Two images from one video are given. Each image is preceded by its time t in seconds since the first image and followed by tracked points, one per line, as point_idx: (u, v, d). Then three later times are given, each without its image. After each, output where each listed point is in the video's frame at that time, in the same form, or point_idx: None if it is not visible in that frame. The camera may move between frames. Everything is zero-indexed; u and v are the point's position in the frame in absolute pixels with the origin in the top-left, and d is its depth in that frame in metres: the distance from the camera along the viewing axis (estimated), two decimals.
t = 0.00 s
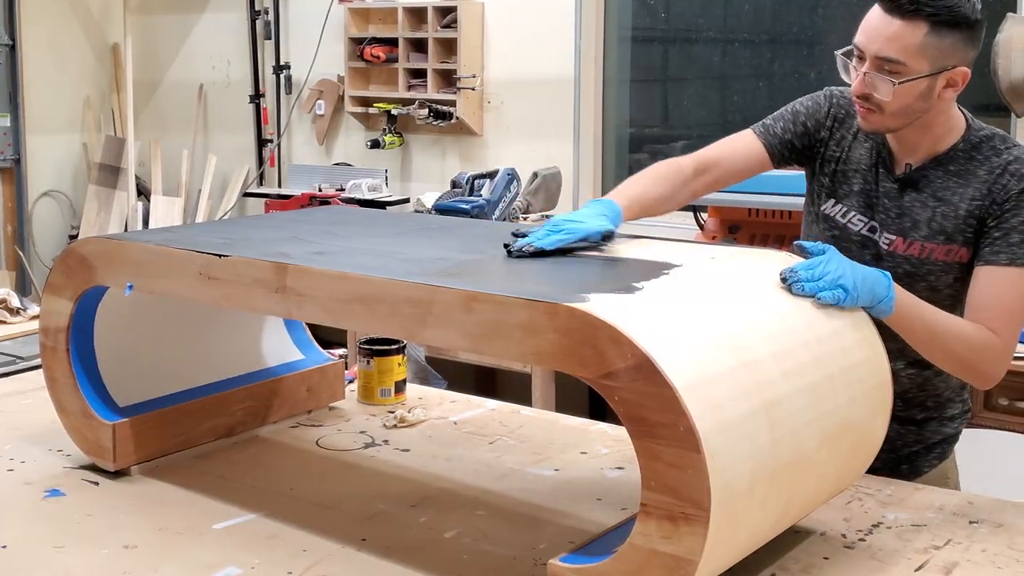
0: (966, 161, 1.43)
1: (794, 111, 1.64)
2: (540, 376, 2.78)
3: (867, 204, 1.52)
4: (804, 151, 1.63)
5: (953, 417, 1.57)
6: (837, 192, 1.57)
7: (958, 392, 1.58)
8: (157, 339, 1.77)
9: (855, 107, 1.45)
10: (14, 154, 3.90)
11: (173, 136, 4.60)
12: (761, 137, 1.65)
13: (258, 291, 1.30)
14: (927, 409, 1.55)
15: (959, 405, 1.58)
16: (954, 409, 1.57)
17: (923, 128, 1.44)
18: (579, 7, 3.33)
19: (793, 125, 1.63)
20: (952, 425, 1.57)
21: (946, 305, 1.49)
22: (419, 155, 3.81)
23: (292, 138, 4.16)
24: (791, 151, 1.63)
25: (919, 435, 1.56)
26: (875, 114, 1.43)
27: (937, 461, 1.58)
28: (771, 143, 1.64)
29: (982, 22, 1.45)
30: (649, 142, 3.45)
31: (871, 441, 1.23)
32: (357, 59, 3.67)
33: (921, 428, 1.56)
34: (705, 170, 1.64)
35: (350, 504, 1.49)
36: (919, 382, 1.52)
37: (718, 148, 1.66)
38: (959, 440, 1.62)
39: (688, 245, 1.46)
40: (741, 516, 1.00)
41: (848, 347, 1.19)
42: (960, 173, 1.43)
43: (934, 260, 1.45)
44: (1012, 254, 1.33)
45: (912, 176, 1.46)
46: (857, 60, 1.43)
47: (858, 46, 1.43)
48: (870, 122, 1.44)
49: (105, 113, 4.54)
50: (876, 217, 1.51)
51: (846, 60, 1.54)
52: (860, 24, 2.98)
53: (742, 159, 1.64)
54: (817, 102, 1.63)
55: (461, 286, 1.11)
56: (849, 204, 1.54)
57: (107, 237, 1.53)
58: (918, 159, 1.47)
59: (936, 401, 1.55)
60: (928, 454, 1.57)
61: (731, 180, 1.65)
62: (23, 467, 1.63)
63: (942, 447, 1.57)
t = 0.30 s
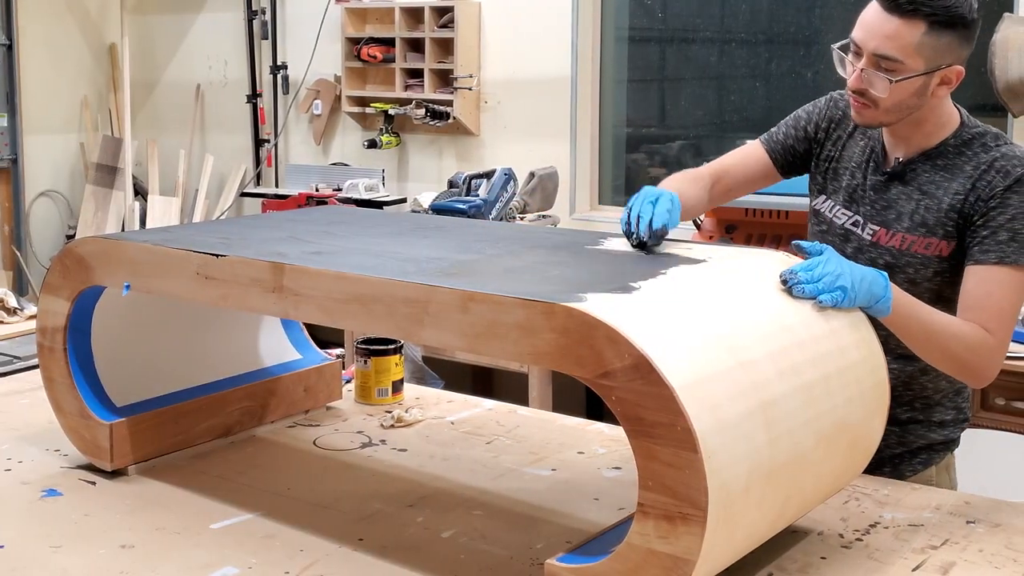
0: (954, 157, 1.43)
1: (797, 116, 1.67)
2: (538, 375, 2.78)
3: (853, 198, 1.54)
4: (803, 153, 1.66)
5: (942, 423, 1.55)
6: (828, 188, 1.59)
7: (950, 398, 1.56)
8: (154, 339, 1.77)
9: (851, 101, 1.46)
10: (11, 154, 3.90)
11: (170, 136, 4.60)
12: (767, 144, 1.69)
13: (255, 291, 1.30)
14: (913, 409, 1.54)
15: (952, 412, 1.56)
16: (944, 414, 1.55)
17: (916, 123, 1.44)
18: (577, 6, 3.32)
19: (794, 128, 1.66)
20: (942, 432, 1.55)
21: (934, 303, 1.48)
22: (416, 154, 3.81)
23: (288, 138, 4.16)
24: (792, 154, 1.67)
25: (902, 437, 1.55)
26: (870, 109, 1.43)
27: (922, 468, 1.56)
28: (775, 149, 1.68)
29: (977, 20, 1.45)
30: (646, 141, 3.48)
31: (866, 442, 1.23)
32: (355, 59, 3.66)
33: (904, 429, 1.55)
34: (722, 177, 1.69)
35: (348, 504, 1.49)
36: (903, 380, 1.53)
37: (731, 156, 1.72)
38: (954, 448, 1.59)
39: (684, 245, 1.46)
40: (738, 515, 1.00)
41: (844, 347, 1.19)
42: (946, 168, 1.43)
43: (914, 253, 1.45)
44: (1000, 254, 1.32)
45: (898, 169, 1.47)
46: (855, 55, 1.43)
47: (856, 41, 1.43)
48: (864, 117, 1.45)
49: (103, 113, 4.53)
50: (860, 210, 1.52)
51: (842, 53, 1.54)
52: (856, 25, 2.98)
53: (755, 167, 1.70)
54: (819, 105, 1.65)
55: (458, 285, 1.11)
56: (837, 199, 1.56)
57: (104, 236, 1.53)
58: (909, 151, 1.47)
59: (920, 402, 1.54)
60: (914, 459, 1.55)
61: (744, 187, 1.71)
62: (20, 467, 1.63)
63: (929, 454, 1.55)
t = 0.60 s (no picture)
0: (946, 156, 1.43)
1: (794, 116, 1.67)
2: (535, 375, 2.78)
3: (847, 198, 1.55)
4: (800, 154, 1.66)
5: (939, 421, 1.55)
6: (823, 188, 1.61)
7: (947, 396, 1.56)
8: (150, 338, 1.77)
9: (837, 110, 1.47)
10: (8, 154, 3.90)
11: (167, 136, 4.60)
12: (762, 147, 1.70)
13: (252, 291, 1.30)
14: (909, 409, 1.54)
15: (948, 410, 1.56)
16: (940, 413, 1.55)
17: (905, 126, 1.45)
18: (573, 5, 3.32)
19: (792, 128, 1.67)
20: (940, 430, 1.55)
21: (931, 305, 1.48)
22: (413, 154, 3.81)
23: (285, 138, 4.15)
24: (789, 156, 1.67)
25: (899, 435, 1.55)
26: (856, 117, 1.45)
27: (920, 465, 1.56)
28: (771, 152, 1.69)
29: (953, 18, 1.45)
30: (643, 142, 3.48)
31: (863, 442, 1.23)
32: (352, 60, 3.67)
33: (902, 428, 1.55)
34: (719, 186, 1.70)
35: (344, 504, 1.49)
36: (898, 379, 1.53)
37: (727, 160, 1.72)
38: (953, 446, 1.59)
39: (680, 245, 1.46)
40: (734, 515, 1.01)
41: (841, 347, 1.19)
42: (939, 168, 1.43)
43: (908, 254, 1.46)
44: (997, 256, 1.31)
45: (893, 170, 1.48)
46: (834, 66, 1.45)
47: (833, 53, 1.45)
48: (851, 126, 1.46)
49: (100, 113, 4.53)
50: (854, 211, 1.53)
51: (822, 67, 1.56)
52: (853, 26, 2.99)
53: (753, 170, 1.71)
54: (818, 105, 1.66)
55: (455, 286, 1.11)
56: (831, 200, 1.58)
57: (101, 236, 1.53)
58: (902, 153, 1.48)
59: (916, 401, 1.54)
60: (910, 457, 1.56)
61: (745, 189, 1.72)
62: (17, 467, 1.63)
63: (926, 452, 1.56)
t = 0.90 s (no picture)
0: (939, 153, 1.44)
1: (810, 115, 1.68)
2: (531, 375, 2.78)
3: (844, 190, 1.56)
4: (811, 152, 1.67)
5: (930, 422, 1.55)
6: (823, 179, 1.62)
7: (939, 396, 1.55)
8: (147, 338, 1.77)
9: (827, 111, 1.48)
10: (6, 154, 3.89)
11: (164, 136, 4.59)
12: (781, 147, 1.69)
13: (249, 291, 1.30)
14: (899, 406, 1.54)
15: (940, 412, 1.55)
16: (930, 413, 1.54)
17: (895, 121, 1.45)
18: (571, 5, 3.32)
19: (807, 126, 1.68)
20: (930, 431, 1.55)
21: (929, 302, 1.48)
22: (410, 154, 3.81)
23: (282, 137, 4.15)
24: (803, 154, 1.68)
25: (889, 433, 1.56)
26: (845, 116, 1.45)
27: (908, 465, 1.57)
28: (789, 150, 1.69)
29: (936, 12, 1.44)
30: (640, 142, 3.48)
31: (859, 441, 1.23)
32: (349, 60, 3.67)
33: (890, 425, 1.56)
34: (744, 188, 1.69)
35: (342, 503, 1.49)
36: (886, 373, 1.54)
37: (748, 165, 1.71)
38: (946, 448, 1.58)
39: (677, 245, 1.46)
40: (731, 514, 1.01)
41: (837, 347, 1.19)
42: (932, 164, 1.44)
43: (894, 247, 1.47)
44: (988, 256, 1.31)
45: (887, 163, 1.49)
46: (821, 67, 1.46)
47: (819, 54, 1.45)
48: (843, 125, 1.47)
49: (97, 113, 4.53)
50: (849, 202, 1.55)
51: (813, 69, 1.57)
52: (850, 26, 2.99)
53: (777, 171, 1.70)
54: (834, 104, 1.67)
55: (452, 286, 1.11)
56: (828, 190, 1.59)
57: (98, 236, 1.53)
58: (897, 146, 1.48)
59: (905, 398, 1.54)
60: (898, 457, 1.57)
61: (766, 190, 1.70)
62: (14, 467, 1.63)
63: (915, 452, 1.56)
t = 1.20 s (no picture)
0: (941, 152, 1.44)
1: (804, 127, 1.69)
2: (528, 375, 2.78)
3: (844, 193, 1.57)
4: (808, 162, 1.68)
5: (940, 420, 1.55)
6: (821, 184, 1.63)
7: (947, 394, 1.55)
8: (145, 338, 1.77)
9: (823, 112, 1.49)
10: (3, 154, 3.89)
11: (161, 136, 4.59)
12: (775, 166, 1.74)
13: (247, 291, 1.30)
14: (910, 406, 1.54)
15: (947, 409, 1.56)
16: (939, 411, 1.55)
17: (891, 121, 1.46)
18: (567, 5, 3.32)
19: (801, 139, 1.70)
20: (940, 429, 1.55)
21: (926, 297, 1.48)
22: (407, 154, 3.81)
23: (279, 137, 4.15)
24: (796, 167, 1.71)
25: (900, 434, 1.56)
26: (841, 117, 1.46)
27: (921, 464, 1.57)
28: (781, 167, 1.73)
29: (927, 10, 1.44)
30: (636, 142, 3.49)
31: (857, 441, 1.23)
32: (345, 60, 3.67)
33: (903, 425, 1.55)
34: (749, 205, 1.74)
35: (340, 503, 1.49)
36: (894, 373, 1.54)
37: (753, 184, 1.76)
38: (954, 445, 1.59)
39: (675, 245, 1.46)
40: (728, 514, 1.01)
41: (835, 347, 1.19)
42: (934, 163, 1.44)
43: (900, 247, 1.47)
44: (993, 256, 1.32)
45: (887, 164, 1.49)
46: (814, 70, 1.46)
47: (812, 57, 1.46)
48: (839, 125, 1.48)
49: (94, 113, 4.52)
50: (850, 204, 1.55)
51: (806, 70, 1.58)
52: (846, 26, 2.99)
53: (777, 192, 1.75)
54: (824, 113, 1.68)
55: (449, 286, 1.11)
56: (828, 194, 1.60)
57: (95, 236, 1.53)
58: (895, 145, 1.48)
59: (919, 398, 1.54)
60: (910, 457, 1.56)
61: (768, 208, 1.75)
62: (11, 467, 1.63)
63: (927, 451, 1.56)
